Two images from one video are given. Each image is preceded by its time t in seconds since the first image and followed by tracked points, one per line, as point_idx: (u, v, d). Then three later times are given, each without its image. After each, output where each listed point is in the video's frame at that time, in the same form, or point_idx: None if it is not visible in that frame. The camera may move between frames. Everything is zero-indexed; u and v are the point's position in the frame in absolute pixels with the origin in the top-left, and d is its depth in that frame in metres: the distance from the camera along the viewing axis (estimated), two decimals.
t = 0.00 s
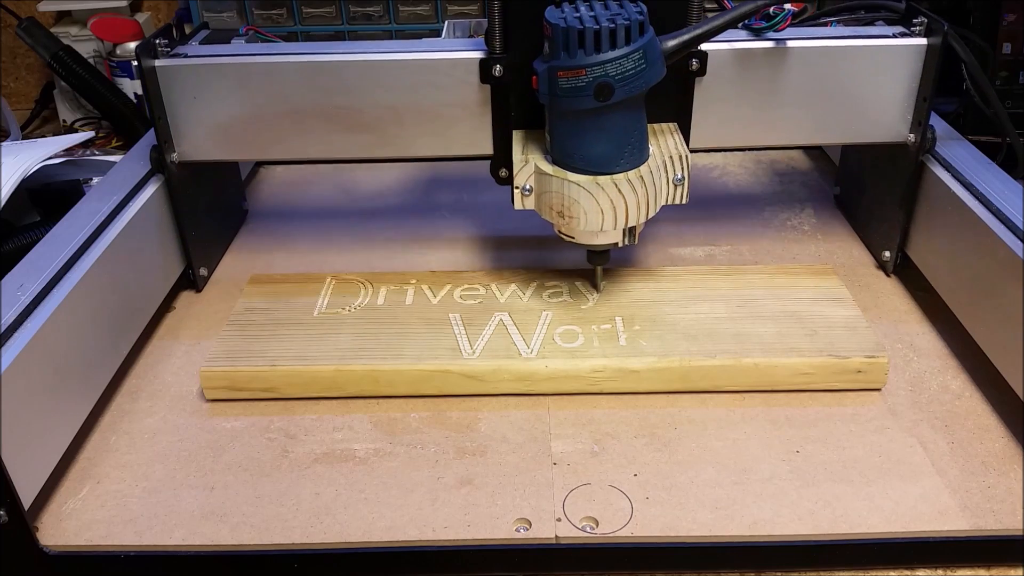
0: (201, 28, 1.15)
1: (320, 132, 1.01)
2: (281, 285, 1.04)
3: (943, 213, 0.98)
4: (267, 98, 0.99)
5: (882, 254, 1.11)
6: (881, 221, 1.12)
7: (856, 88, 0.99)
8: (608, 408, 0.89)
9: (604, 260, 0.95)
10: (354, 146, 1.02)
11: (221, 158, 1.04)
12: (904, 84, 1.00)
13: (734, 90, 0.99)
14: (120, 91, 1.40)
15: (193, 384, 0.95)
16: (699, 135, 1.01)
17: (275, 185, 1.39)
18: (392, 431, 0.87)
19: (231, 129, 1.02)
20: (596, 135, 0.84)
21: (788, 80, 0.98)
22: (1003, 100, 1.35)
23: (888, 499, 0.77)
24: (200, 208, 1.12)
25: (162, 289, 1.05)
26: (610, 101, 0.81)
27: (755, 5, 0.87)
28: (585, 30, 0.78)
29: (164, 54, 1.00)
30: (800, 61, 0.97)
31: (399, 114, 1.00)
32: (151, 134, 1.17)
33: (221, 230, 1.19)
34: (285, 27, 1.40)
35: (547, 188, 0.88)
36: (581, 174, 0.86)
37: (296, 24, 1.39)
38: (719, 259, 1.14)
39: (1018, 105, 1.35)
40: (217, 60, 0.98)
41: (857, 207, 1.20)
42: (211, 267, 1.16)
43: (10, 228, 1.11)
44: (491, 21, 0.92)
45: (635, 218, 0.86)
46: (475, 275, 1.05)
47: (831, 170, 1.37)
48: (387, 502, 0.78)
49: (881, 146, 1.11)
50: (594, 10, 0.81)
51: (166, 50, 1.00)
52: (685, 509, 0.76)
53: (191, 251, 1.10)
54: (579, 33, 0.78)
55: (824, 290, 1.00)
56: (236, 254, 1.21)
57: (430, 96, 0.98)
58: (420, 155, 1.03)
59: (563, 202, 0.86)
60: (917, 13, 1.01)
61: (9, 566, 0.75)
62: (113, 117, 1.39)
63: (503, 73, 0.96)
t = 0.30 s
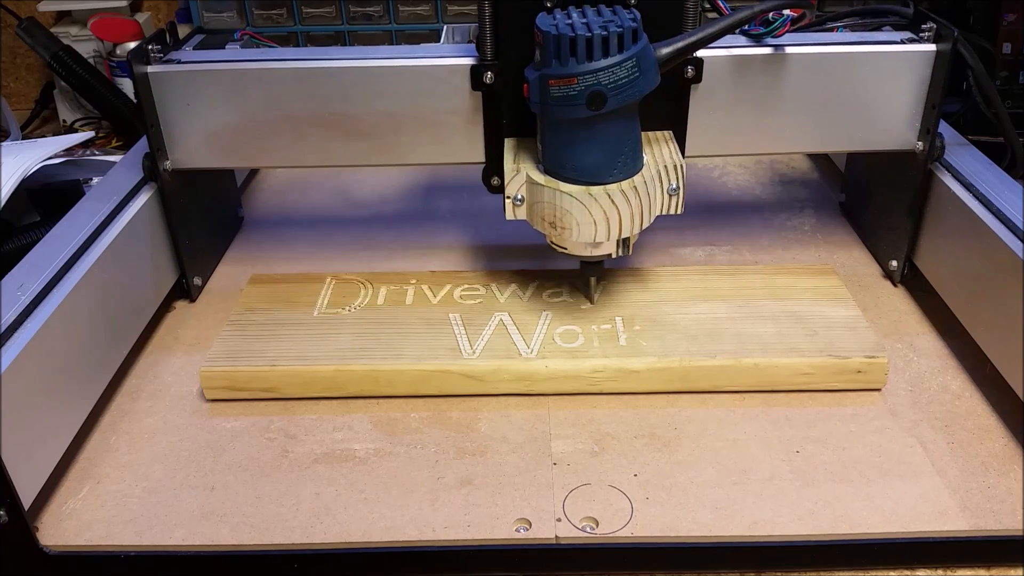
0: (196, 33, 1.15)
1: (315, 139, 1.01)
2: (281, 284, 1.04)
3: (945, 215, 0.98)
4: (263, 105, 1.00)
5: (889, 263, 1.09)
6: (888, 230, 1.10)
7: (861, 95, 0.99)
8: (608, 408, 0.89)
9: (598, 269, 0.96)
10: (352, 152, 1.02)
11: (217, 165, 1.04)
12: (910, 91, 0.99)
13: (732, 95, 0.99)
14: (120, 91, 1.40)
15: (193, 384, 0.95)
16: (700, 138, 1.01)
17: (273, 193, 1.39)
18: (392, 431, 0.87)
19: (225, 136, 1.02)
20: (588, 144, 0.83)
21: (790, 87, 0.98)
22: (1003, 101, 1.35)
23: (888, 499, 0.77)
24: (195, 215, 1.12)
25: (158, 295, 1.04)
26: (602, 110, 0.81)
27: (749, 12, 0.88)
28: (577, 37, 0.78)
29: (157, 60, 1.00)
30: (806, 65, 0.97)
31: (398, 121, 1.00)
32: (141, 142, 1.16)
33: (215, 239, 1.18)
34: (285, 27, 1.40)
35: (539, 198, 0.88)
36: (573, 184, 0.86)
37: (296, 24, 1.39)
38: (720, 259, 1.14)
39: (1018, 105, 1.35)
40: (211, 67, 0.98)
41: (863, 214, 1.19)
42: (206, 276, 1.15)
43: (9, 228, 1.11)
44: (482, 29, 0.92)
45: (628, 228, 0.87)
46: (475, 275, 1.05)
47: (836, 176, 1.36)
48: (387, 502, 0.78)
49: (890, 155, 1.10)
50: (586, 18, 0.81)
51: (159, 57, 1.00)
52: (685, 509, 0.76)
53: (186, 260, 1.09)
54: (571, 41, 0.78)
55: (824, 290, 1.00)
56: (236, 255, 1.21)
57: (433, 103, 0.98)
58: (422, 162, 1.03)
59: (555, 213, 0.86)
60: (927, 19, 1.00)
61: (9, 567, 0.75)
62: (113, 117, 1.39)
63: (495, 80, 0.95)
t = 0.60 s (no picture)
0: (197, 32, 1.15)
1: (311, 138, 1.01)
2: (280, 284, 1.04)
3: (946, 215, 0.98)
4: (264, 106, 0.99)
5: (890, 263, 1.09)
6: (888, 231, 1.10)
7: (862, 96, 0.99)
8: (608, 408, 0.89)
9: (538, 259, 0.94)
10: (350, 152, 1.02)
11: (216, 165, 1.04)
12: (910, 92, 0.99)
13: (731, 95, 0.99)
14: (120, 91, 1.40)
15: (193, 384, 0.96)
16: (699, 138, 1.01)
17: (274, 193, 1.39)
18: (392, 431, 0.87)
19: (225, 136, 1.02)
20: (522, 130, 0.81)
21: (791, 87, 0.98)
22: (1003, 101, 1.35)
23: (888, 499, 0.77)
24: (194, 216, 1.12)
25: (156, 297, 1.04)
26: (530, 95, 0.78)
27: None
28: (502, 19, 0.75)
29: (156, 61, 1.00)
30: (806, 66, 0.97)
31: (398, 122, 1.00)
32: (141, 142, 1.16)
33: (214, 241, 1.18)
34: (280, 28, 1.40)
35: (472, 186, 0.85)
36: (505, 170, 0.83)
37: (296, 24, 1.40)
38: (720, 259, 1.14)
39: (1018, 105, 1.35)
40: (211, 67, 0.98)
41: (862, 213, 1.19)
42: (206, 277, 1.15)
43: (9, 228, 1.11)
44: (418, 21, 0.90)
45: (562, 216, 0.84)
46: (475, 275, 1.05)
47: (836, 176, 1.36)
48: (387, 502, 0.78)
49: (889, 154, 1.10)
50: None
51: (158, 57, 1.00)
52: (685, 509, 0.76)
53: (185, 261, 1.09)
54: (496, 23, 0.75)
55: (824, 290, 1.00)
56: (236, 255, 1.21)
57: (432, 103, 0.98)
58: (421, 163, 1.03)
59: (488, 200, 0.84)
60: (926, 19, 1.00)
61: (8, 567, 0.75)
62: (113, 117, 1.39)
63: (431, 66, 0.94)
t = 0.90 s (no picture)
0: (198, 31, 1.15)
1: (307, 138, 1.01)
2: (280, 284, 1.04)
3: (944, 214, 0.99)
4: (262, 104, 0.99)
5: (887, 259, 1.10)
6: (885, 226, 1.11)
7: (860, 93, 0.99)
8: (608, 408, 0.89)
9: (408, 259, 0.94)
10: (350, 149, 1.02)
11: (216, 162, 1.04)
12: (907, 89, 0.99)
13: (730, 93, 0.99)
14: (120, 91, 1.40)
15: (193, 384, 0.96)
16: (698, 135, 1.01)
17: (274, 192, 1.39)
18: (392, 431, 0.87)
19: (227, 133, 1.02)
20: (369, 133, 0.80)
21: (790, 85, 0.98)
22: (1003, 100, 1.35)
23: (888, 499, 0.77)
24: (197, 213, 1.12)
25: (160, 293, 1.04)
26: (374, 98, 0.77)
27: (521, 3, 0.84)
28: (341, 23, 0.74)
29: (159, 58, 0.99)
30: (804, 63, 0.97)
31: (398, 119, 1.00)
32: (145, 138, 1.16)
33: (217, 238, 1.19)
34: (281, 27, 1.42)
35: (327, 189, 0.85)
36: (357, 172, 0.83)
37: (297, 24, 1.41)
38: (720, 259, 1.14)
39: (1018, 105, 1.35)
40: (212, 64, 0.98)
41: (860, 209, 1.20)
42: (208, 273, 1.15)
43: (9, 228, 1.11)
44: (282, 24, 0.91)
45: (417, 217, 0.85)
46: (475, 275, 1.05)
47: (836, 175, 1.36)
48: (387, 502, 0.78)
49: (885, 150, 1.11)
50: (356, 4, 0.77)
51: (161, 54, 1.00)
52: (685, 509, 0.76)
53: (188, 257, 1.09)
54: (333, 27, 0.74)
55: (823, 290, 1.00)
56: (236, 254, 1.21)
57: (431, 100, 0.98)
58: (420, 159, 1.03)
59: (342, 202, 0.84)
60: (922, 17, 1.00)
61: (8, 567, 0.75)
62: (113, 117, 1.39)
63: (293, 68, 0.95)
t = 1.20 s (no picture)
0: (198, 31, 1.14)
1: (307, 141, 1.01)
2: (280, 285, 1.04)
3: (944, 215, 0.99)
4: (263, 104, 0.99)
5: (887, 259, 1.10)
6: (885, 226, 1.11)
7: (860, 93, 0.99)
8: (608, 408, 0.89)
9: (409, 269, 0.95)
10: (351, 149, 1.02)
11: (216, 163, 1.04)
12: (907, 89, 0.99)
13: (730, 93, 0.99)
14: (120, 91, 1.40)
15: (193, 384, 0.96)
16: (697, 135, 1.01)
17: (274, 192, 1.39)
18: (392, 431, 0.87)
19: (228, 132, 1.02)
20: (370, 145, 0.80)
21: (789, 84, 0.98)
22: (1003, 100, 1.35)
23: (888, 499, 0.77)
24: (198, 213, 1.12)
25: (160, 293, 1.05)
26: (375, 111, 0.78)
27: (522, 16, 0.84)
28: (342, 38, 0.74)
29: (159, 57, 0.99)
30: (804, 63, 0.97)
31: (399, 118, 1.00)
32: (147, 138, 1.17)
33: (217, 239, 1.19)
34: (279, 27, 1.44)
35: (328, 200, 0.85)
36: (358, 184, 0.83)
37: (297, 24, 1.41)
38: (720, 259, 1.14)
39: (1018, 105, 1.35)
40: (213, 64, 0.98)
41: (860, 209, 1.20)
42: (209, 273, 1.15)
43: (8, 228, 1.11)
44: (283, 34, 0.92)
45: (418, 228, 0.85)
46: (476, 275, 1.05)
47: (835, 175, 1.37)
48: (387, 502, 0.78)
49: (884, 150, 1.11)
50: (358, 20, 0.78)
51: (161, 54, 1.00)
52: (684, 509, 0.76)
53: (188, 257, 1.09)
54: (335, 41, 0.75)
55: (823, 290, 1.00)
56: (236, 254, 1.21)
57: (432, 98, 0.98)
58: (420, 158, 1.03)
59: (343, 213, 0.84)
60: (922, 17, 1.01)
61: (8, 567, 0.75)
62: (113, 117, 1.39)
63: (295, 80, 0.96)
